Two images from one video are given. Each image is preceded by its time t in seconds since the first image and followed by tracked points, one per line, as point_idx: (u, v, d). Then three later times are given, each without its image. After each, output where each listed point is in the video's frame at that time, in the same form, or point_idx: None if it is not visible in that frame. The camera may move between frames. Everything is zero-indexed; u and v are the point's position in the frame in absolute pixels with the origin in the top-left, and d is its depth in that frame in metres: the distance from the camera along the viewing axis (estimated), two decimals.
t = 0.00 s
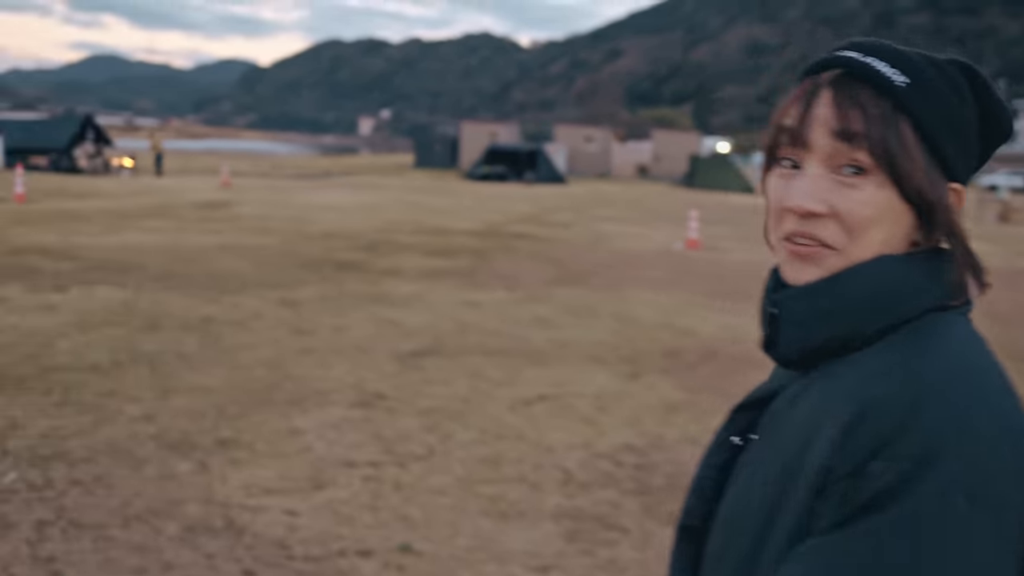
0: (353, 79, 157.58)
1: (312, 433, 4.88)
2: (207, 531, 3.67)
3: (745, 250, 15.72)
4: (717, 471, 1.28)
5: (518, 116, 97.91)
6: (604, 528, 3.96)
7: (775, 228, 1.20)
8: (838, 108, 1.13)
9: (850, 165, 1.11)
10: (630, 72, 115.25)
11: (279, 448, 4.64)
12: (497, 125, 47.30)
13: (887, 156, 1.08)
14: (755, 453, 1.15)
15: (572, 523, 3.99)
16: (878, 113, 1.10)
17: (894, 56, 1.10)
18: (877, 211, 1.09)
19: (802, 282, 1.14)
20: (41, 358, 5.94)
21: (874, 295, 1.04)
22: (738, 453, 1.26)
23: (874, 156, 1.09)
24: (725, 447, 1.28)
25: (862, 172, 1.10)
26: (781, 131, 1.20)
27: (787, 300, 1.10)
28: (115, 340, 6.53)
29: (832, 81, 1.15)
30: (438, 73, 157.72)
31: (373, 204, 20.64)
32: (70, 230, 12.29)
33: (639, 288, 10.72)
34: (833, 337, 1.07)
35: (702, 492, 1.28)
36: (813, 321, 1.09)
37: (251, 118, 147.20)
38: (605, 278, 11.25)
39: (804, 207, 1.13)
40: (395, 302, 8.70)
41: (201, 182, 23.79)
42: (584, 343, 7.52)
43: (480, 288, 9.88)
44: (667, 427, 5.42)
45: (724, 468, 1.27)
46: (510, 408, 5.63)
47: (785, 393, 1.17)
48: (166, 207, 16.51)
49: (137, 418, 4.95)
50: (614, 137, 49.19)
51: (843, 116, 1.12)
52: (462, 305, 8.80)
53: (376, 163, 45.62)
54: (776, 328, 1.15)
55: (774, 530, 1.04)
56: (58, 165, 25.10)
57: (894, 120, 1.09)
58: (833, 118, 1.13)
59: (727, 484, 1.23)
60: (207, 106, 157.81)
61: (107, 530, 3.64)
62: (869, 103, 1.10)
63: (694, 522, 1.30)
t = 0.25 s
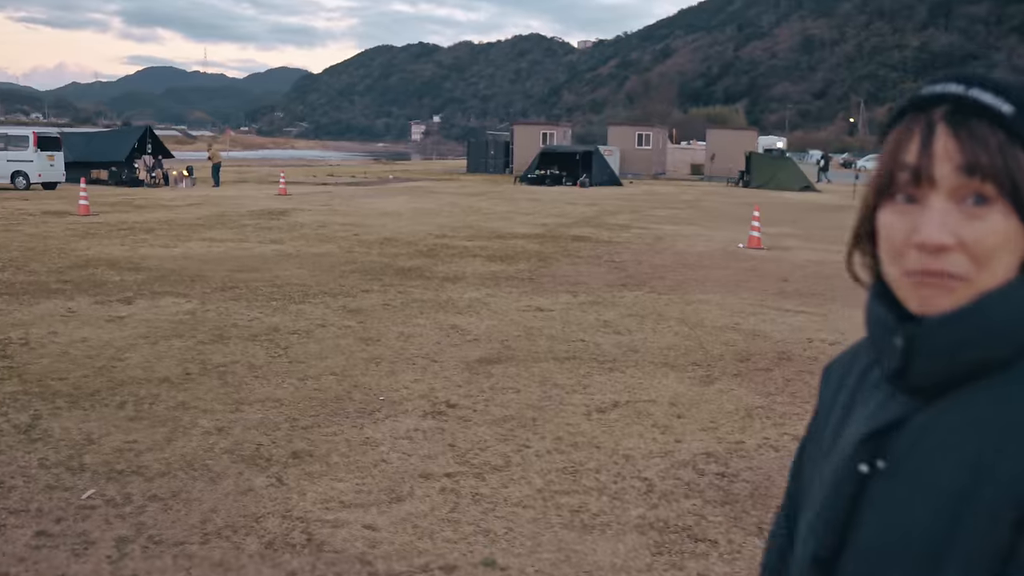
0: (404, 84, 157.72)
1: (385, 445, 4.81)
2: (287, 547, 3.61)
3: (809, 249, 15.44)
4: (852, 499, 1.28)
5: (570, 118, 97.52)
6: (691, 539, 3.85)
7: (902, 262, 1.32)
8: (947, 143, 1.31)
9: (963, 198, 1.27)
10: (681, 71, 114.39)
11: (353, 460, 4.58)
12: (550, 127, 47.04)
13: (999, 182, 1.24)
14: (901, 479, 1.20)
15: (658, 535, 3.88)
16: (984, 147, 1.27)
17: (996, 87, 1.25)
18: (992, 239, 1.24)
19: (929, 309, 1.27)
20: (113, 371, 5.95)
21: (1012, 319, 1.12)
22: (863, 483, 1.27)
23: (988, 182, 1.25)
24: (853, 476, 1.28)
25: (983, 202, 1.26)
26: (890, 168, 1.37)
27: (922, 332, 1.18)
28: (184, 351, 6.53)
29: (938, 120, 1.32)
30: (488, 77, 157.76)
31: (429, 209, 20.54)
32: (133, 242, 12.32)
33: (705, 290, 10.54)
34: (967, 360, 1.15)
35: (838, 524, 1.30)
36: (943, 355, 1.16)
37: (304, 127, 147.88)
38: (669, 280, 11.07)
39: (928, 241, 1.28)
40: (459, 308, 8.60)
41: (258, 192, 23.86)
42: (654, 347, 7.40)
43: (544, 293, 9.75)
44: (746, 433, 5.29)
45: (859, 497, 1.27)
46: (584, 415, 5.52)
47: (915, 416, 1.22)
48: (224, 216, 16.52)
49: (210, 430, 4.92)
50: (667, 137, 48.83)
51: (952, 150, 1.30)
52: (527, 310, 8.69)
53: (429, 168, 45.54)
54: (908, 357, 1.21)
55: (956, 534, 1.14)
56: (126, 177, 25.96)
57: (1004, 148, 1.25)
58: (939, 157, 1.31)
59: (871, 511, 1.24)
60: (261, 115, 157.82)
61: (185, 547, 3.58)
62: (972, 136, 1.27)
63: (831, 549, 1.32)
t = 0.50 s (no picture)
0: (439, 90, 157.76)
1: (444, 455, 4.74)
2: (352, 562, 3.56)
3: (856, 246, 15.23)
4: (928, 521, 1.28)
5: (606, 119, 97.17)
6: (762, 550, 3.76)
7: (974, 292, 1.38)
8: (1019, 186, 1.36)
9: None
10: (717, 70, 113.70)
11: (413, 470, 4.52)
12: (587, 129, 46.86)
13: None
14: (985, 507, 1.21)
15: (729, 545, 3.80)
16: None
17: None
18: None
19: (1004, 339, 1.33)
20: (168, 384, 5.96)
21: None
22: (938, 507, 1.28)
23: None
24: (929, 499, 1.28)
25: None
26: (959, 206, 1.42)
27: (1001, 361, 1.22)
28: (238, 363, 6.53)
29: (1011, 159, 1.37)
30: (523, 80, 157.73)
31: (470, 213, 20.47)
32: (179, 254, 12.37)
33: (755, 290, 10.41)
34: None
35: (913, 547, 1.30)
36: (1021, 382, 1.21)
37: (341, 134, 148.24)
38: (718, 281, 10.93)
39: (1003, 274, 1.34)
40: (508, 313, 8.53)
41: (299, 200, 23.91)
42: (708, 350, 7.30)
43: (592, 296, 9.66)
44: (810, 438, 5.19)
45: (935, 519, 1.27)
46: (643, 422, 5.44)
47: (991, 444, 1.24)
48: (266, 226, 16.55)
49: (268, 442, 4.90)
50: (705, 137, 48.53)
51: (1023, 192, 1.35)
52: (576, 314, 8.61)
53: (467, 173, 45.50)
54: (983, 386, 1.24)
55: None
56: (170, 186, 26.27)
57: None
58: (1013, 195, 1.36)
59: (951, 535, 1.24)
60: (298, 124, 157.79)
61: (249, 564, 3.54)
62: None
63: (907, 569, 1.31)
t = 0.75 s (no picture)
0: (453, 91, 157.76)
1: (475, 461, 4.67)
2: (386, 571, 3.48)
3: (877, 247, 15.11)
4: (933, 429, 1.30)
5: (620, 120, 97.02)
6: (805, 559, 3.67)
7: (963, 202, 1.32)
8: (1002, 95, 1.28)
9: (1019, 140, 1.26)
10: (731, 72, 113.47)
11: (444, 476, 4.45)
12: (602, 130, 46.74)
13: None
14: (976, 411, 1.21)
15: (770, 553, 3.71)
16: None
17: None
18: None
19: (989, 248, 1.25)
20: (192, 387, 5.89)
21: None
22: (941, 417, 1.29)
23: None
24: (933, 412, 1.29)
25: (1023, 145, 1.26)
26: (950, 123, 1.35)
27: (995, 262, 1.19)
28: (261, 365, 6.46)
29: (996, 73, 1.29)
30: (537, 81, 157.72)
31: (487, 215, 20.41)
32: (201, 255, 12.35)
33: (778, 292, 10.32)
34: None
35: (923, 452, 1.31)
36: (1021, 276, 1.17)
37: (355, 136, 148.36)
38: (741, 283, 10.83)
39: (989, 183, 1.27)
40: (532, 316, 8.45)
41: (315, 202, 23.88)
42: (736, 353, 7.21)
43: (615, 298, 9.58)
44: (847, 443, 5.09)
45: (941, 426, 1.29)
46: (674, 426, 5.35)
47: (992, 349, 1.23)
48: (285, 227, 16.48)
49: (295, 447, 4.83)
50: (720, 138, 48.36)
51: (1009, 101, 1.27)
52: (600, 316, 8.51)
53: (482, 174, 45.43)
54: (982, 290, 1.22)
55: (1016, 484, 1.14)
56: (187, 190, 26.27)
57: None
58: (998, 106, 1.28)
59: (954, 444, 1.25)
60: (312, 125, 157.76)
61: (281, 572, 3.47)
62: None
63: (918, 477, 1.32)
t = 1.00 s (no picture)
0: (454, 93, 157.80)
1: (505, 465, 4.61)
2: None
3: (887, 248, 15.07)
4: (880, 452, 1.32)
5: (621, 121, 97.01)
6: (846, 565, 3.61)
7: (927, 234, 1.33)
8: (954, 132, 1.28)
9: (961, 179, 1.26)
10: (732, 73, 113.49)
11: (474, 481, 4.40)
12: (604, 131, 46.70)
13: (990, 167, 1.22)
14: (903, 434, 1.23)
15: (812, 559, 3.66)
16: (986, 139, 1.23)
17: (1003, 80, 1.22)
18: (989, 216, 1.23)
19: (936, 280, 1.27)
20: (213, 390, 5.83)
21: (989, 284, 1.13)
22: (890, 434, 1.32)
23: (977, 167, 1.23)
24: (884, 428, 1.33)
25: (965, 184, 1.26)
26: (922, 155, 1.36)
27: (927, 297, 1.22)
28: (280, 368, 6.40)
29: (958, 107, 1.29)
30: (538, 82, 157.77)
31: (495, 216, 20.35)
32: (211, 257, 12.31)
33: (792, 293, 10.27)
34: (960, 320, 1.17)
35: (868, 477, 1.33)
36: (944, 311, 1.19)
37: (356, 137, 148.33)
38: (755, 284, 10.78)
39: (934, 219, 1.29)
40: (549, 318, 8.40)
41: (322, 203, 23.83)
42: (756, 355, 7.16)
43: (630, 299, 9.53)
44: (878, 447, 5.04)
45: (888, 449, 1.31)
46: (701, 430, 5.29)
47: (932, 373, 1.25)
48: (292, 228, 16.43)
49: (321, 451, 4.77)
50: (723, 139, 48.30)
51: (957, 139, 1.27)
52: (616, 318, 8.45)
53: (485, 175, 45.37)
54: (919, 321, 1.25)
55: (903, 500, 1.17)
56: (191, 191, 26.21)
57: (993, 132, 1.22)
58: (948, 143, 1.28)
59: (886, 464, 1.27)
60: (313, 126, 157.77)
61: None
62: (973, 128, 1.24)
63: (862, 500, 1.34)
